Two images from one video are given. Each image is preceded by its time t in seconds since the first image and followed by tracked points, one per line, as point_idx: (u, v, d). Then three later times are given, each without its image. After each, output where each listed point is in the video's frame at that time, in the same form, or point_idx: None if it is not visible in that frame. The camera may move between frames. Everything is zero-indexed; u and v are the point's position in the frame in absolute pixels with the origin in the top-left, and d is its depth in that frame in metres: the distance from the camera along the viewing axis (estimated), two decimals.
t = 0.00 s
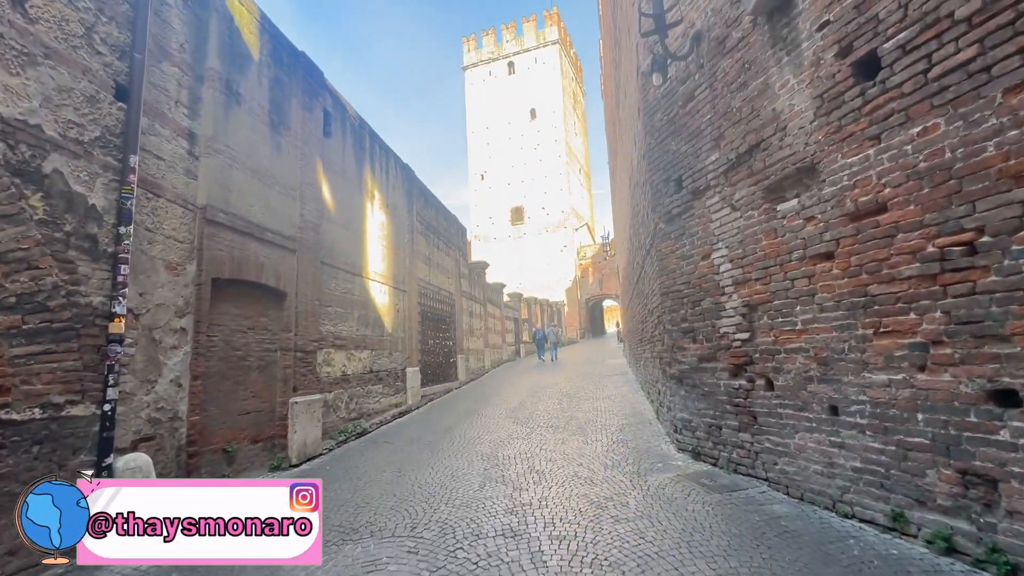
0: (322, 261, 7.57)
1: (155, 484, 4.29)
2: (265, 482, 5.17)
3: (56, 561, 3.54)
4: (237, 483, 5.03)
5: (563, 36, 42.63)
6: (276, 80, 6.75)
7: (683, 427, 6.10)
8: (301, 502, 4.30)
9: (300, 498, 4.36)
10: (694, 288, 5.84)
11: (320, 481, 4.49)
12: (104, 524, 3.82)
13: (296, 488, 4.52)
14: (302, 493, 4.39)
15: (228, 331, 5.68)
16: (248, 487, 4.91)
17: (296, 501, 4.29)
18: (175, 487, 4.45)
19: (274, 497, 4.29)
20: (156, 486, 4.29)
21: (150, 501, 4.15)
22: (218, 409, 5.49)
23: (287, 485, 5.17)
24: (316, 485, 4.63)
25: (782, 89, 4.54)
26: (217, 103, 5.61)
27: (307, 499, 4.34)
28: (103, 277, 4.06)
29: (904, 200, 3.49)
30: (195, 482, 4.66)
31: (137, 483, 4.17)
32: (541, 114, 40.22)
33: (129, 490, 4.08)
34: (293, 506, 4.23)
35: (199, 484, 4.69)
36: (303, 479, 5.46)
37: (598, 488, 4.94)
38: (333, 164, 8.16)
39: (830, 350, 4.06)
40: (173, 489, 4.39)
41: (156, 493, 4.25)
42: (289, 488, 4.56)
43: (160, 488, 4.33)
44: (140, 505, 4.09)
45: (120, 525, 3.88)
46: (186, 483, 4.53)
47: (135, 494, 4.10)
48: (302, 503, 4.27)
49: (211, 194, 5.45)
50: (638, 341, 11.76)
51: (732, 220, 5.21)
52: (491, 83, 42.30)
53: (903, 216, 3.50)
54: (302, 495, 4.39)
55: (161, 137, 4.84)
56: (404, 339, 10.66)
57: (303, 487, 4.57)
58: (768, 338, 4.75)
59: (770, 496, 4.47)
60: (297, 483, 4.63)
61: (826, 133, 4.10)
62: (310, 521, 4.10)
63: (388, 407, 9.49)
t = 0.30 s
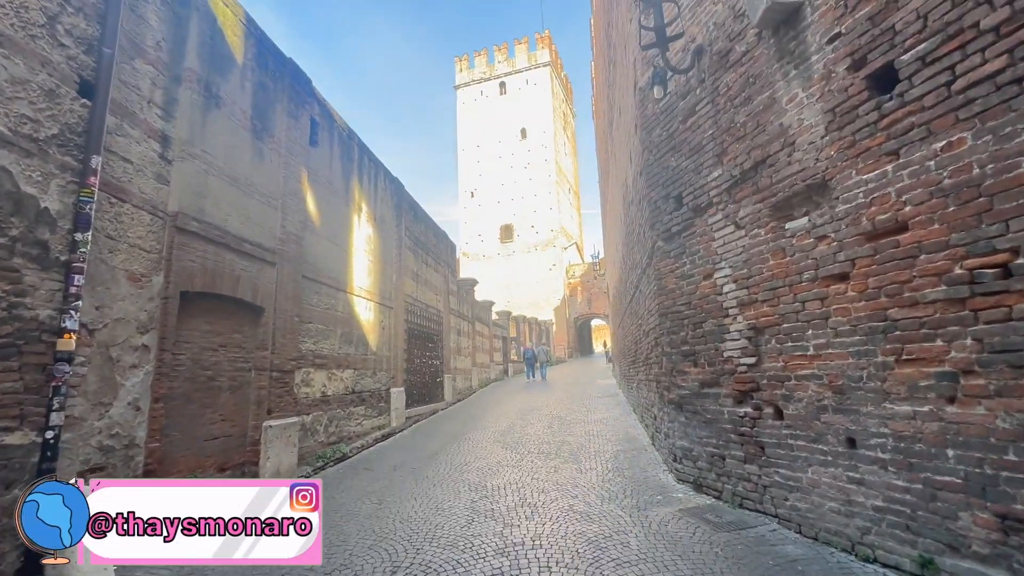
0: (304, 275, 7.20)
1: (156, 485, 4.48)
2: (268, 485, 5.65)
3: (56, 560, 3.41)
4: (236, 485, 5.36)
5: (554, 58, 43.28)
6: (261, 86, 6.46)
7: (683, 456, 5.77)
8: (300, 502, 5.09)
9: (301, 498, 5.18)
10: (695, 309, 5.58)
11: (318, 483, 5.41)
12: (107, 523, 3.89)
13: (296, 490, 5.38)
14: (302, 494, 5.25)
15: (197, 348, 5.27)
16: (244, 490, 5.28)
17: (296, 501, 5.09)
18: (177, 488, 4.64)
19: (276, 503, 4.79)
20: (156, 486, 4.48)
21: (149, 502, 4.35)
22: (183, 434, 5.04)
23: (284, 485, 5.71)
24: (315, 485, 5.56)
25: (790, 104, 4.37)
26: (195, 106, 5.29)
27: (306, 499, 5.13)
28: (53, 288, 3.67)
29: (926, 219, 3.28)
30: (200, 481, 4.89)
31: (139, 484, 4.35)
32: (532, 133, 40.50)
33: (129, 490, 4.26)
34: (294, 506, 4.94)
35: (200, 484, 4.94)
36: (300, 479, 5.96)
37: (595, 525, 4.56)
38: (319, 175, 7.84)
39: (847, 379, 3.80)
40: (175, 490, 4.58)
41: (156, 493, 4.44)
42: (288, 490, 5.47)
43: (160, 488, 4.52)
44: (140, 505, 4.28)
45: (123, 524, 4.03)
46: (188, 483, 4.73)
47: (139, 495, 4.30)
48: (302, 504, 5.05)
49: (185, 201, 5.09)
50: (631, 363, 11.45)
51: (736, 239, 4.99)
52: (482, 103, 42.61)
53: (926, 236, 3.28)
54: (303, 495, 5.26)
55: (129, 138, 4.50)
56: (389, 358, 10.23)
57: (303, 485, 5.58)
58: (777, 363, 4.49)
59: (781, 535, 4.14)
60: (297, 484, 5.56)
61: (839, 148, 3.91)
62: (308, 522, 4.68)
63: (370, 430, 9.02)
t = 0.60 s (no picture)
0: (281, 279, 6.81)
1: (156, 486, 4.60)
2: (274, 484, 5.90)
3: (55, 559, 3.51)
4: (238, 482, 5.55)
5: (541, 71, 43.58)
6: (238, 78, 6.13)
7: (678, 474, 5.52)
8: (301, 500, 5.25)
9: (301, 498, 5.21)
10: (691, 320, 5.38)
11: (318, 484, 5.42)
12: (105, 525, 4.02)
13: (296, 490, 5.38)
14: (302, 494, 5.24)
15: (160, 355, 4.86)
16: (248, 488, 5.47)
17: (296, 500, 5.19)
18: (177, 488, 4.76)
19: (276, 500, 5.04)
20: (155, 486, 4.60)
21: (149, 501, 4.47)
22: (139, 450, 4.60)
23: (288, 484, 6.01)
24: (315, 486, 5.68)
25: (794, 107, 4.22)
26: (164, 94, 4.93)
27: (307, 497, 5.34)
28: None
29: (944, 227, 3.12)
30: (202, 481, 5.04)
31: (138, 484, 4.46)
32: (519, 144, 40.56)
33: (129, 490, 4.37)
34: (294, 504, 5.08)
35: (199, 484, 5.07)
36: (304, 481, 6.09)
37: (588, 551, 4.26)
38: (299, 174, 7.49)
39: (857, 395, 3.60)
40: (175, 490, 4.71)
41: (156, 493, 4.57)
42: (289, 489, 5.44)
43: (158, 488, 4.63)
44: (140, 505, 4.39)
45: (121, 525, 4.16)
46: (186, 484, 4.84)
47: (139, 495, 4.43)
48: (302, 504, 5.07)
49: (151, 195, 4.72)
50: (619, 375, 11.24)
51: (735, 248, 4.81)
52: (469, 113, 42.56)
53: (944, 245, 3.12)
54: (304, 494, 5.29)
55: (89, 124, 4.13)
56: (369, 368, 9.81)
57: (303, 483, 5.81)
58: (779, 378, 4.28)
59: (786, 561, 3.89)
60: (298, 484, 5.55)
61: (848, 153, 3.75)
62: (310, 519, 4.93)
63: (348, 444, 8.58)
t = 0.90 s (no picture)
0: (257, 280, 6.41)
1: (156, 486, 4.69)
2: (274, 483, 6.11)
3: (55, 560, 3.69)
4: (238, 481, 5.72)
5: (529, 79, 43.69)
6: (216, 66, 5.77)
7: (675, 489, 5.28)
8: (300, 502, 5.17)
9: (301, 498, 5.27)
10: (691, 329, 5.17)
11: (317, 485, 5.48)
12: (103, 524, 4.12)
13: (296, 490, 5.42)
14: (301, 494, 5.31)
15: (120, 361, 4.46)
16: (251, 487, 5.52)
17: (296, 502, 5.16)
18: (177, 488, 4.86)
19: (273, 500, 5.01)
20: (155, 486, 4.69)
21: (149, 501, 4.56)
22: (93, 464, 4.18)
23: (288, 484, 6.22)
24: (314, 488, 5.64)
25: (804, 107, 4.05)
26: (133, 77, 4.56)
27: (304, 500, 5.21)
28: None
29: (969, 231, 2.97)
30: (203, 481, 5.18)
31: (135, 483, 4.54)
32: (505, 151, 40.47)
33: (128, 490, 4.45)
34: (292, 506, 5.03)
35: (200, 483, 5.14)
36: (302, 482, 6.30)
37: None
38: (279, 171, 7.11)
39: (873, 409, 3.40)
40: (175, 489, 4.81)
41: (156, 492, 4.66)
42: (289, 489, 5.48)
43: (158, 487, 4.71)
44: (140, 505, 4.48)
45: (119, 525, 4.25)
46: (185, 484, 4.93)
47: (139, 496, 4.51)
48: (302, 504, 5.18)
49: (114, 186, 4.33)
50: (607, 384, 11.02)
51: (739, 253, 4.62)
52: (456, 119, 42.37)
53: (970, 250, 2.96)
54: (303, 494, 5.33)
55: (41, 105, 3.75)
56: (350, 375, 9.39)
57: (307, 483, 5.83)
58: (786, 390, 4.07)
59: None
60: (297, 485, 5.60)
61: (863, 154, 3.58)
62: (308, 523, 4.85)
63: (326, 455, 8.15)
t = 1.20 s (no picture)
0: (236, 278, 6.07)
1: (158, 485, 4.71)
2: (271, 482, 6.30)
3: (57, 560, 3.78)
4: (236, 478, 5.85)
5: (518, 82, 43.65)
6: (194, 50, 5.45)
7: (673, 498, 5.08)
8: (300, 502, 5.26)
9: (301, 498, 5.35)
10: (690, 332, 4.99)
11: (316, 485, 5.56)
12: (103, 524, 4.18)
13: (296, 489, 5.49)
14: (301, 494, 5.37)
15: (82, 362, 4.11)
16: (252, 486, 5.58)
17: (296, 502, 5.24)
18: (177, 487, 4.88)
19: (273, 500, 5.04)
20: (156, 486, 4.70)
21: (150, 501, 4.56)
22: (49, 475, 3.83)
23: (287, 484, 6.30)
24: (316, 487, 5.87)
25: (813, 102, 3.91)
26: (102, 56, 4.24)
27: (305, 501, 5.30)
28: None
29: (994, 230, 2.84)
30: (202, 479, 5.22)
31: (138, 484, 4.55)
32: (493, 154, 40.29)
33: (130, 491, 4.47)
34: (293, 505, 5.16)
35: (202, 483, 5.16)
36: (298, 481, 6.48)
37: None
38: (260, 163, 6.77)
39: (888, 416, 3.25)
40: (178, 489, 4.85)
41: (155, 492, 4.66)
42: (289, 489, 5.54)
43: (159, 487, 4.72)
44: (140, 504, 4.48)
45: (119, 525, 4.30)
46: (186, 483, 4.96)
47: (140, 496, 4.53)
48: (301, 504, 5.24)
49: (78, 171, 3.99)
50: (597, 388, 10.83)
51: (743, 254, 4.46)
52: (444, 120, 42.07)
53: (994, 250, 2.83)
54: (304, 495, 5.39)
55: None
56: (333, 378, 9.04)
57: (305, 483, 5.87)
58: (793, 396, 3.91)
59: None
60: (298, 484, 5.65)
61: (877, 150, 3.44)
62: (308, 522, 4.99)
63: (307, 462, 7.80)
